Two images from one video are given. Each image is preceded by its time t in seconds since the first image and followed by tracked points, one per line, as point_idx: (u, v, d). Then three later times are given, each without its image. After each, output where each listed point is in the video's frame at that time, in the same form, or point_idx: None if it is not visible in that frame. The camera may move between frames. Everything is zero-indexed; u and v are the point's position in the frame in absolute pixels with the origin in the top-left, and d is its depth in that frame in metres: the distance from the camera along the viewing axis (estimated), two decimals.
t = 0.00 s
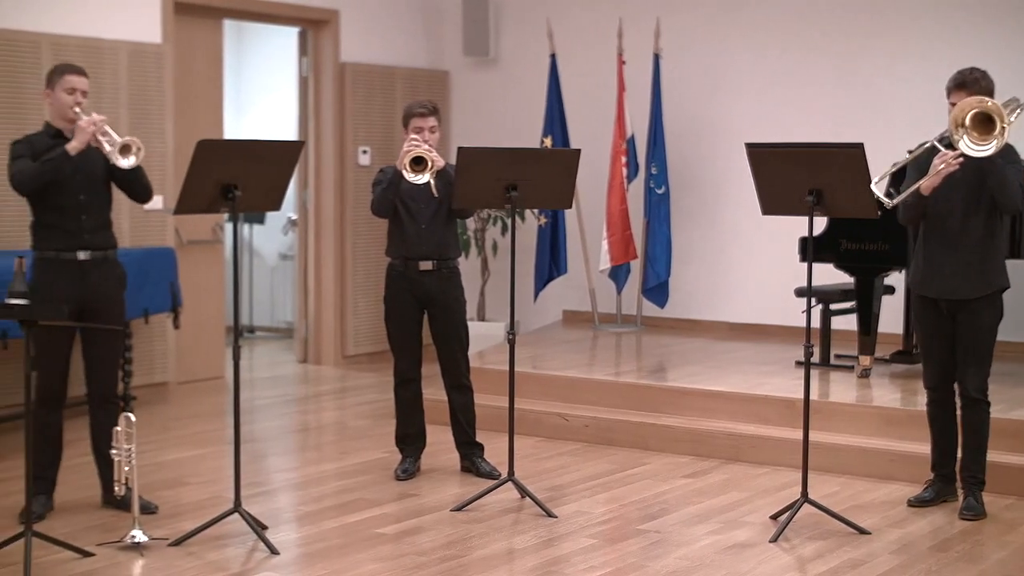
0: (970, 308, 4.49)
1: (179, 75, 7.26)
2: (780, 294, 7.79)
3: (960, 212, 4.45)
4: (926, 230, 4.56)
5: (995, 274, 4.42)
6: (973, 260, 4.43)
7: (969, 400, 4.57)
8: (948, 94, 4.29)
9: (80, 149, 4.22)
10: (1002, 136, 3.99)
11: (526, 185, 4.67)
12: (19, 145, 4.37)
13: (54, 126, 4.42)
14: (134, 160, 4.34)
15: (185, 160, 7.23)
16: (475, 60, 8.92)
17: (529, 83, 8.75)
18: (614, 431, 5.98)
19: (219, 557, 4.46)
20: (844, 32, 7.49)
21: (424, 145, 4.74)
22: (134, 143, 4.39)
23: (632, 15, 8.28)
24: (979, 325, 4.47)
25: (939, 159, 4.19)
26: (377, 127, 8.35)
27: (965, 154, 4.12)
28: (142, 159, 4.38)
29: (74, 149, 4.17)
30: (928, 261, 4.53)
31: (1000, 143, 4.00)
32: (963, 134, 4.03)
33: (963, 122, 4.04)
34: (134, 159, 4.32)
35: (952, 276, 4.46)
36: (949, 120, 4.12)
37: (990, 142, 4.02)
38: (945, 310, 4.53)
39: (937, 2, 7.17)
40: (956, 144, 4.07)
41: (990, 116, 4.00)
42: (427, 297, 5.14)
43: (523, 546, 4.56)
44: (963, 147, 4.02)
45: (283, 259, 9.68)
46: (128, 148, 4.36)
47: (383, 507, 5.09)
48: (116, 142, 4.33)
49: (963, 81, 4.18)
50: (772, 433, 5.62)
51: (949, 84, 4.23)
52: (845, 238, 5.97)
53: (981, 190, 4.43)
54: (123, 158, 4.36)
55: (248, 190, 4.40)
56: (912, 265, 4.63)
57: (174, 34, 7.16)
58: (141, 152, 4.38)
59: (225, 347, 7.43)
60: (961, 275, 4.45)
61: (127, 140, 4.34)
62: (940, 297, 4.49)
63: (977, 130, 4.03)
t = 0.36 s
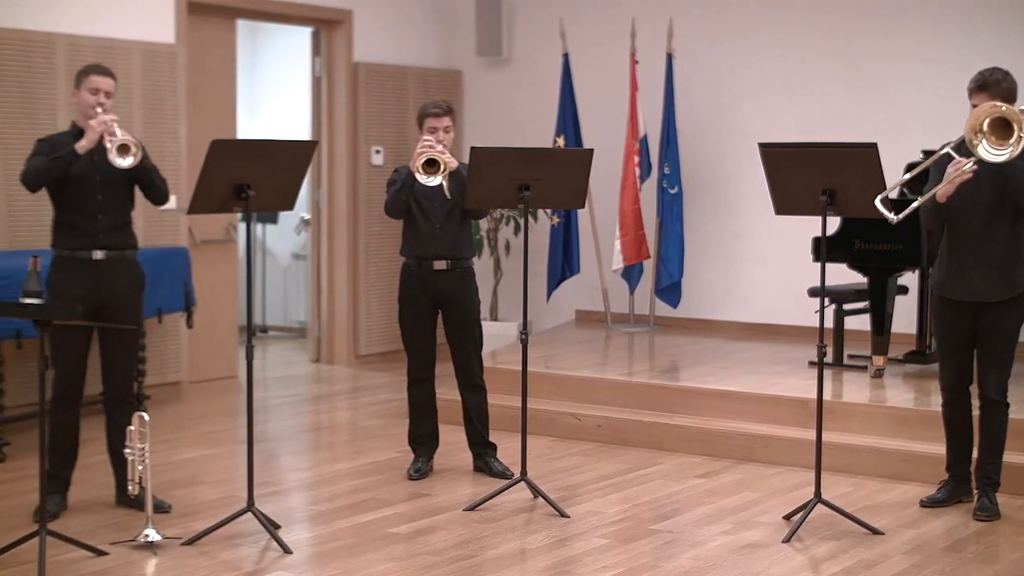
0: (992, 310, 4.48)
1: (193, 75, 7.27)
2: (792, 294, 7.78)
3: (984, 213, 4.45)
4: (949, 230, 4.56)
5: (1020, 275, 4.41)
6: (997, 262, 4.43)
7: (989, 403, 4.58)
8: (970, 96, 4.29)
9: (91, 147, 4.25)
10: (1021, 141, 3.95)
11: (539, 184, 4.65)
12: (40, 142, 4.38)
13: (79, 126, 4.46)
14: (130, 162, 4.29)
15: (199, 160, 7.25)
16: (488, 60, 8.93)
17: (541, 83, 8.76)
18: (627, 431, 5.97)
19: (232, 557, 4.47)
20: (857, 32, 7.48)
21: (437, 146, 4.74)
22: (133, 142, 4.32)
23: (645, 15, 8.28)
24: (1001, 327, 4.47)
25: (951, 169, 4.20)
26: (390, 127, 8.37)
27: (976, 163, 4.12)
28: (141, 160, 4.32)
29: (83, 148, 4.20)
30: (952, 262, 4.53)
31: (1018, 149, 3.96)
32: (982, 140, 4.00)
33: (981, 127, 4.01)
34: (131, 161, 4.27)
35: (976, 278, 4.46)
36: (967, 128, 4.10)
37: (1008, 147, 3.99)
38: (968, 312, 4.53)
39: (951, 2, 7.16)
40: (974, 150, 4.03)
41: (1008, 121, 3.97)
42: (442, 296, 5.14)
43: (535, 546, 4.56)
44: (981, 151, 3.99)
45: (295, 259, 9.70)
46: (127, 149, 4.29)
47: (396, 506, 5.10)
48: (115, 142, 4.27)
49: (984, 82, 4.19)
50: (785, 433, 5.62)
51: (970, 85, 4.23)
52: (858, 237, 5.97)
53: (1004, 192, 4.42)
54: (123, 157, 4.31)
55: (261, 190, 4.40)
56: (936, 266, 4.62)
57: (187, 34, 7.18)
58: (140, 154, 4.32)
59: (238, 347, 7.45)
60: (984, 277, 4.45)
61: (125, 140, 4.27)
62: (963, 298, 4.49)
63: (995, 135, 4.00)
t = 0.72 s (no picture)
0: (1012, 312, 4.47)
1: (206, 75, 7.29)
2: (804, 294, 7.77)
3: (1005, 215, 4.44)
4: (970, 232, 4.55)
5: None
6: (1018, 265, 4.42)
7: (1006, 404, 4.58)
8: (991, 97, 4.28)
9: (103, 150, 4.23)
10: None
11: (551, 184, 4.64)
12: (59, 141, 4.42)
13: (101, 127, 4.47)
14: (134, 169, 4.22)
15: (212, 159, 7.26)
16: (500, 59, 8.93)
17: (553, 82, 8.76)
18: (640, 431, 5.97)
19: (245, 556, 4.48)
20: (870, 32, 7.47)
21: (451, 148, 4.73)
22: (142, 149, 4.25)
23: (658, 14, 8.28)
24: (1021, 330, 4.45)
25: (960, 178, 4.25)
26: (402, 127, 8.38)
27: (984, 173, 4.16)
28: (146, 167, 4.24)
29: (94, 151, 4.19)
30: (972, 265, 4.52)
31: None
32: (998, 144, 4.00)
33: (997, 132, 4.01)
34: (134, 168, 4.20)
35: (996, 280, 4.45)
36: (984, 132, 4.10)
37: None
38: (987, 314, 4.52)
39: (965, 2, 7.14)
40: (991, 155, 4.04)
41: None
42: (456, 296, 5.15)
43: (548, 545, 4.56)
44: (996, 156, 3.99)
45: (308, 258, 9.71)
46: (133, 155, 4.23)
47: (408, 506, 5.10)
48: (122, 147, 4.22)
49: (1004, 84, 4.17)
50: (798, 433, 5.61)
51: (990, 86, 4.22)
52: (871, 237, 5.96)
53: None
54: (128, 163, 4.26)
55: (274, 189, 4.39)
56: (956, 269, 4.61)
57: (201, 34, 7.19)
58: (145, 160, 4.26)
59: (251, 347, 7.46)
60: (1005, 279, 4.43)
61: (132, 146, 4.21)
62: (984, 301, 4.48)
63: (1013, 139, 4.00)
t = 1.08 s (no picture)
0: None
1: (220, 75, 7.30)
2: (817, 294, 7.76)
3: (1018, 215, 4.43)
4: (984, 232, 4.54)
5: None
6: None
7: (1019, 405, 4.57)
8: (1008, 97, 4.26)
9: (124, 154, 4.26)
10: None
11: (565, 184, 4.62)
12: (75, 143, 4.42)
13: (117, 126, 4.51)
14: (161, 179, 4.29)
15: (225, 159, 7.27)
16: (513, 59, 8.93)
17: (566, 82, 8.76)
18: (652, 431, 5.96)
19: (258, 555, 4.48)
20: (883, 32, 7.46)
21: (467, 150, 4.73)
22: (165, 158, 4.29)
23: (671, 14, 8.28)
24: None
25: (972, 180, 4.28)
26: (415, 126, 8.38)
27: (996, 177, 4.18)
28: (170, 178, 4.31)
29: (116, 155, 4.22)
30: (985, 265, 4.52)
31: None
32: (1012, 148, 4.01)
33: (1012, 136, 4.01)
34: (159, 180, 4.26)
35: (1009, 281, 4.44)
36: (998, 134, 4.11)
37: None
38: (1000, 314, 4.52)
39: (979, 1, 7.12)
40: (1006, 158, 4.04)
41: None
42: (472, 296, 5.15)
43: (560, 545, 4.56)
44: (1012, 160, 4.01)
45: (320, 258, 9.72)
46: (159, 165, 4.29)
47: (421, 506, 5.10)
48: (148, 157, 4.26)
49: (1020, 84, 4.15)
50: (810, 433, 5.60)
51: (1006, 86, 4.20)
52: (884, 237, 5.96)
53: None
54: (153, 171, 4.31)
55: (287, 189, 4.38)
56: (969, 269, 4.61)
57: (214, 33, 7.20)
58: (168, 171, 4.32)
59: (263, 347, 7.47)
60: (1018, 280, 4.43)
61: (159, 156, 4.26)
62: (997, 301, 4.47)
63: None
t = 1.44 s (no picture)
0: None
1: (232, 75, 7.31)
2: (828, 294, 7.75)
3: None
4: (997, 234, 4.54)
5: None
6: None
7: None
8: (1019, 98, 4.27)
9: (152, 152, 4.24)
10: None
11: (575, 184, 4.61)
12: (92, 143, 4.43)
13: (128, 127, 4.51)
14: (200, 171, 4.33)
15: (238, 159, 7.28)
16: (524, 59, 8.93)
17: (578, 82, 8.75)
18: (664, 431, 5.96)
19: (271, 554, 4.48)
20: (895, 31, 7.45)
21: (486, 153, 4.74)
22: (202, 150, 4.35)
23: (683, 14, 8.28)
24: None
25: (1000, 163, 4.18)
26: (426, 126, 8.39)
27: None
28: (209, 170, 4.37)
29: (144, 153, 4.20)
30: (998, 266, 4.51)
31: None
32: None
33: None
34: (200, 172, 4.30)
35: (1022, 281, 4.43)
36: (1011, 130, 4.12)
37: None
38: (1013, 315, 4.51)
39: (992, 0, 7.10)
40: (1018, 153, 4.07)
41: None
42: (488, 296, 5.15)
43: (572, 545, 4.56)
44: None
45: (332, 257, 9.73)
46: (196, 158, 4.34)
47: (432, 505, 5.10)
48: (185, 153, 4.30)
49: None
50: (822, 433, 5.59)
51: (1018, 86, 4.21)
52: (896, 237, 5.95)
53: None
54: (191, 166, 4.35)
55: (299, 189, 4.37)
56: (981, 270, 4.61)
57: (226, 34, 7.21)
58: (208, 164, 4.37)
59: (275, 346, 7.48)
60: None
61: (196, 149, 4.32)
62: (1010, 301, 4.47)
63: None
